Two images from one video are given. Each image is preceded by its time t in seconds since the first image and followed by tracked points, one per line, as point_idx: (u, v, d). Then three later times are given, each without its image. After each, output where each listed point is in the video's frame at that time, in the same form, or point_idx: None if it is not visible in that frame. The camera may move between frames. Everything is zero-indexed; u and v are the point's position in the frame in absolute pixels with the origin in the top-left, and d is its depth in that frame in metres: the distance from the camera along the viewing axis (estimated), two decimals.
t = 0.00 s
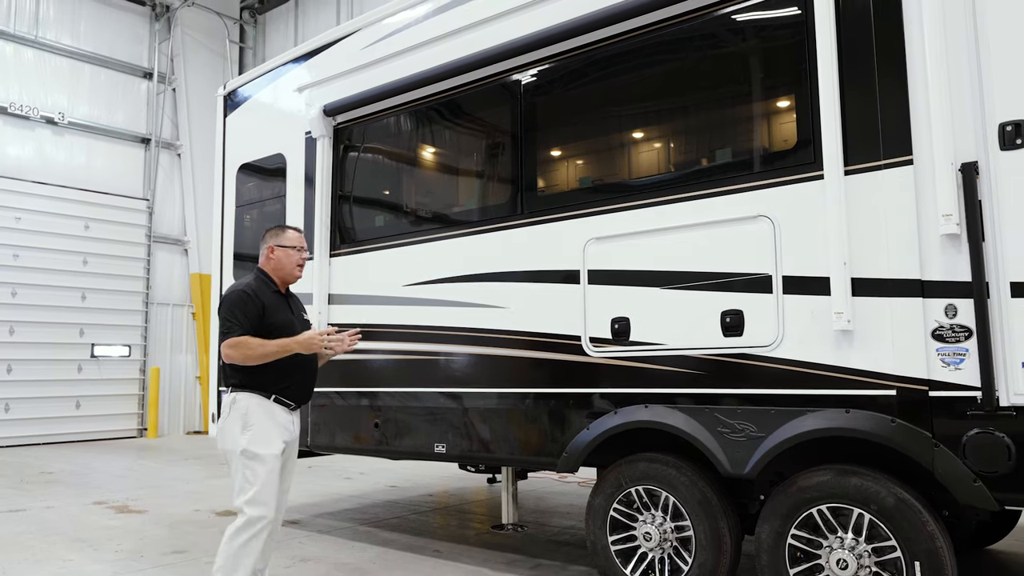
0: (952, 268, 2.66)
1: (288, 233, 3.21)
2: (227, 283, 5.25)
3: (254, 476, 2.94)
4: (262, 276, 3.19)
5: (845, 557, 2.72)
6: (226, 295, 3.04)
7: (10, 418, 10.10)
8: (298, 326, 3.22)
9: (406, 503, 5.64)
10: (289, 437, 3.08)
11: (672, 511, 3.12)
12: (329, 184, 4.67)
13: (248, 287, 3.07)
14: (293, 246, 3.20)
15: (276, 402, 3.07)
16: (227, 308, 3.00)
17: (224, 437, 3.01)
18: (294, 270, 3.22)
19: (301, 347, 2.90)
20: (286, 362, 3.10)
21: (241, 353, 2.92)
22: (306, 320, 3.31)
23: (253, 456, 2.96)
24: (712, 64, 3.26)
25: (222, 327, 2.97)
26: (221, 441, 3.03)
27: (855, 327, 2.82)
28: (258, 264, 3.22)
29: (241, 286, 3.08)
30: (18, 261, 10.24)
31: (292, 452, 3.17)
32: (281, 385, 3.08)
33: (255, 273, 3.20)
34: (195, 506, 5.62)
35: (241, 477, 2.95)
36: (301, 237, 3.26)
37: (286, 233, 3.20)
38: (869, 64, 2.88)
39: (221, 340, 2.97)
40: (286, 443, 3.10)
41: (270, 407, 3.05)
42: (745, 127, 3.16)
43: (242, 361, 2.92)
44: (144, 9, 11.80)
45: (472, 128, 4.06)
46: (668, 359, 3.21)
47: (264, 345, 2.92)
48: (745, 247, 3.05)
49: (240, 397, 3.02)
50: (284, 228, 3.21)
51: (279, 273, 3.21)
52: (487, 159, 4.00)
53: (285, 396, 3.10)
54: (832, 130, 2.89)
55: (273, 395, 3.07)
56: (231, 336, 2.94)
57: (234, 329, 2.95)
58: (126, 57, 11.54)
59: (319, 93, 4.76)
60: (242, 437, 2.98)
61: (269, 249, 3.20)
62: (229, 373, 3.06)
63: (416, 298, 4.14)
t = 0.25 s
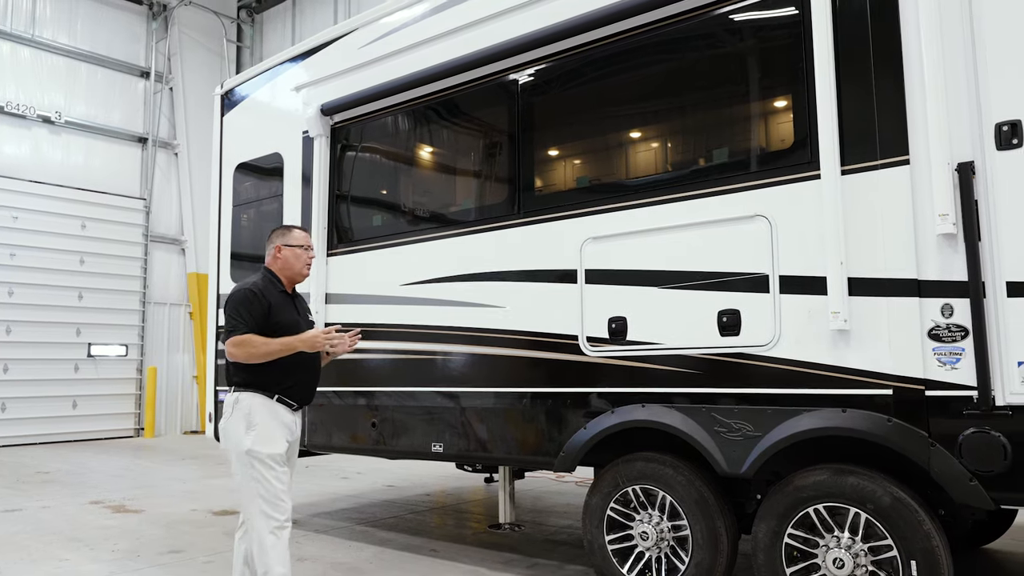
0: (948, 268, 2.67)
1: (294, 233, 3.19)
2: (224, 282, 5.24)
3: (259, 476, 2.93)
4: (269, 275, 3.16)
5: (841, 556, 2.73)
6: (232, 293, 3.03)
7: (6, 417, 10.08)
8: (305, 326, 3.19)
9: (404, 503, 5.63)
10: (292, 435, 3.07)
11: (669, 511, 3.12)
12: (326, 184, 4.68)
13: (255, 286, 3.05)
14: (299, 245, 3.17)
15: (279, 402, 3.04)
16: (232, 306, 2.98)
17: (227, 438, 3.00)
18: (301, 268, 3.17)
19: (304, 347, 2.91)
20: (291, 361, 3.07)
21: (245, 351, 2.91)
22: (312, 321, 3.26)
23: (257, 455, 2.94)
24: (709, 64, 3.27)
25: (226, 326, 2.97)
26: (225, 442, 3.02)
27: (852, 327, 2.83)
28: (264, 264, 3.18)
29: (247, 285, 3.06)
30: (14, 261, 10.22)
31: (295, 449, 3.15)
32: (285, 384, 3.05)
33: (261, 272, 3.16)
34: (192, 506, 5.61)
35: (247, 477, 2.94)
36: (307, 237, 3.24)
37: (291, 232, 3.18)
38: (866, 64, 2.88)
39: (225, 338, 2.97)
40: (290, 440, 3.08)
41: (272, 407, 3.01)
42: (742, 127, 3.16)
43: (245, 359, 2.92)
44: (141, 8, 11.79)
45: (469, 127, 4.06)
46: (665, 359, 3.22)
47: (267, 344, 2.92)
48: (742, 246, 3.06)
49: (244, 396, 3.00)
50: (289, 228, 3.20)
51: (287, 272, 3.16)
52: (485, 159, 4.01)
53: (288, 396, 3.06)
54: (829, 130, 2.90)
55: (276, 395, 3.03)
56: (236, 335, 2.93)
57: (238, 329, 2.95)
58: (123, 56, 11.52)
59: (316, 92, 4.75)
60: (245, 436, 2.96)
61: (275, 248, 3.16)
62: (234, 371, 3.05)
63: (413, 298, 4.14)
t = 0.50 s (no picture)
0: (943, 267, 2.68)
1: (298, 230, 3.15)
2: (219, 281, 5.23)
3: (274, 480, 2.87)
4: (275, 274, 3.09)
5: (835, 555, 2.74)
6: (240, 294, 2.95)
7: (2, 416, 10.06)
8: (311, 327, 3.13)
9: (400, 502, 5.63)
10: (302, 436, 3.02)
11: (664, 510, 3.12)
12: (322, 183, 4.67)
13: (262, 286, 2.97)
14: (304, 243, 3.14)
15: (290, 403, 2.98)
16: (241, 308, 2.90)
17: (237, 441, 2.92)
18: (306, 266, 3.14)
19: (315, 347, 2.85)
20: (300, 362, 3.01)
21: (256, 354, 2.84)
22: (318, 321, 3.21)
23: (271, 459, 2.88)
24: (705, 63, 3.27)
25: (236, 327, 2.89)
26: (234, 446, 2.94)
27: (847, 326, 2.83)
28: (268, 262, 3.14)
29: (254, 285, 2.98)
30: (10, 260, 10.19)
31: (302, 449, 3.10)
32: (295, 386, 2.99)
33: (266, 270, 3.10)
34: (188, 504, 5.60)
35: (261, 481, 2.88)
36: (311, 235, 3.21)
37: (296, 229, 3.14)
38: (861, 63, 2.89)
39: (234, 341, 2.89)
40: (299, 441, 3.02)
41: (284, 409, 2.95)
42: (738, 127, 3.17)
43: (257, 362, 2.85)
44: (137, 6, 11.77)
45: (465, 126, 4.06)
46: (661, 358, 3.22)
47: (279, 346, 2.85)
48: (738, 245, 3.06)
49: (255, 399, 2.92)
50: (293, 225, 3.15)
51: (291, 270, 3.13)
52: (481, 158, 4.01)
53: (297, 397, 3.01)
54: (824, 129, 2.90)
55: (286, 396, 2.97)
56: (246, 337, 2.85)
57: (249, 330, 2.87)
58: (119, 55, 11.50)
59: (312, 90, 4.75)
60: (257, 440, 2.89)
61: (279, 246, 3.12)
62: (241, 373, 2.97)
63: (409, 297, 4.14)
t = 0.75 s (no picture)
0: (937, 265, 2.68)
1: (305, 226, 3.08)
2: (215, 280, 5.22)
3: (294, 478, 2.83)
4: (286, 273, 3.04)
5: (830, 552, 2.75)
6: (255, 296, 2.90)
7: None
8: (323, 325, 3.10)
9: (396, 500, 5.63)
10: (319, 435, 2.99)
11: (660, 507, 3.13)
12: (318, 182, 4.67)
13: (276, 287, 2.93)
14: (311, 239, 3.07)
15: (306, 400, 2.96)
16: (256, 311, 2.86)
17: (255, 439, 2.87)
18: (313, 263, 3.08)
19: (333, 347, 2.76)
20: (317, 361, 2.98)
21: (274, 357, 2.79)
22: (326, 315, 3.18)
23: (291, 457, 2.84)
24: (701, 62, 3.28)
25: (254, 330, 2.85)
26: (252, 443, 2.89)
27: (842, 324, 2.84)
28: (274, 258, 3.08)
29: (268, 285, 2.93)
30: (4, 259, 10.15)
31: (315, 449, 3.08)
32: (312, 385, 2.96)
33: (275, 268, 3.04)
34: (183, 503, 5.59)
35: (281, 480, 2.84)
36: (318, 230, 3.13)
37: (302, 225, 3.07)
38: (857, 62, 2.89)
39: (252, 343, 2.85)
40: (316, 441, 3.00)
41: (302, 407, 2.93)
42: (735, 125, 3.17)
43: (277, 364, 2.81)
44: (132, 5, 11.73)
45: (462, 125, 4.06)
46: (657, 356, 3.22)
47: (298, 348, 2.80)
48: (734, 244, 3.07)
49: (273, 396, 2.89)
50: (299, 221, 3.08)
51: (299, 267, 3.07)
52: (477, 157, 4.00)
53: (313, 395, 2.99)
54: (819, 128, 2.91)
55: (303, 394, 2.95)
56: (263, 341, 2.81)
57: (267, 334, 2.83)
58: (114, 53, 11.47)
59: (308, 89, 4.74)
60: (277, 437, 2.85)
61: (286, 243, 3.06)
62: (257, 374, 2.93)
63: (405, 295, 4.14)
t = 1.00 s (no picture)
0: (933, 263, 2.69)
1: (310, 222, 3.02)
2: (211, 278, 5.22)
3: (310, 477, 2.81)
4: (295, 271, 3.00)
5: (826, 549, 2.76)
6: (267, 295, 2.86)
7: None
8: (334, 321, 3.08)
9: (393, 499, 5.63)
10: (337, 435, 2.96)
11: (656, 505, 3.13)
12: (314, 180, 4.66)
13: (288, 285, 2.89)
14: (316, 235, 3.02)
15: (323, 397, 2.95)
16: (269, 311, 2.83)
17: (272, 436, 2.86)
18: (319, 259, 3.05)
19: (348, 344, 2.75)
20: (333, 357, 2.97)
21: (289, 358, 2.77)
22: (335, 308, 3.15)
23: (308, 456, 2.83)
24: (697, 60, 3.28)
25: (267, 331, 2.82)
26: (270, 440, 2.87)
27: (838, 322, 2.84)
28: (280, 256, 3.05)
29: (280, 284, 2.90)
30: None
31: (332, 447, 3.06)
32: (329, 381, 2.95)
33: (282, 265, 3.00)
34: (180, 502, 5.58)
35: (296, 478, 2.82)
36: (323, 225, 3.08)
37: (307, 221, 3.02)
38: (852, 61, 2.90)
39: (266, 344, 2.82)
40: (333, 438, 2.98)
41: (319, 404, 2.92)
42: (731, 124, 3.17)
43: (293, 364, 2.78)
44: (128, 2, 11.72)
45: (458, 124, 4.06)
46: (653, 354, 3.23)
47: (313, 347, 2.78)
48: (730, 242, 3.07)
49: (292, 393, 2.87)
50: (304, 216, 3.02)
51: (305, 263, 3.04)
52: (473, 155, 4.00)
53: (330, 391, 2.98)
54: (815, 126, 2.91)
55: (320, 391, 2.94)
56: (278, 342, 2.78)
57: (281, 335, 2.80)
58: (110, 51, 11.44)
59: (304, 87, 4.74)
60: (295, 435, 2.84)
61: (291, 239, 3.01)
62: (273, 373, 2.91)
63: (402, 294, 4.14)
